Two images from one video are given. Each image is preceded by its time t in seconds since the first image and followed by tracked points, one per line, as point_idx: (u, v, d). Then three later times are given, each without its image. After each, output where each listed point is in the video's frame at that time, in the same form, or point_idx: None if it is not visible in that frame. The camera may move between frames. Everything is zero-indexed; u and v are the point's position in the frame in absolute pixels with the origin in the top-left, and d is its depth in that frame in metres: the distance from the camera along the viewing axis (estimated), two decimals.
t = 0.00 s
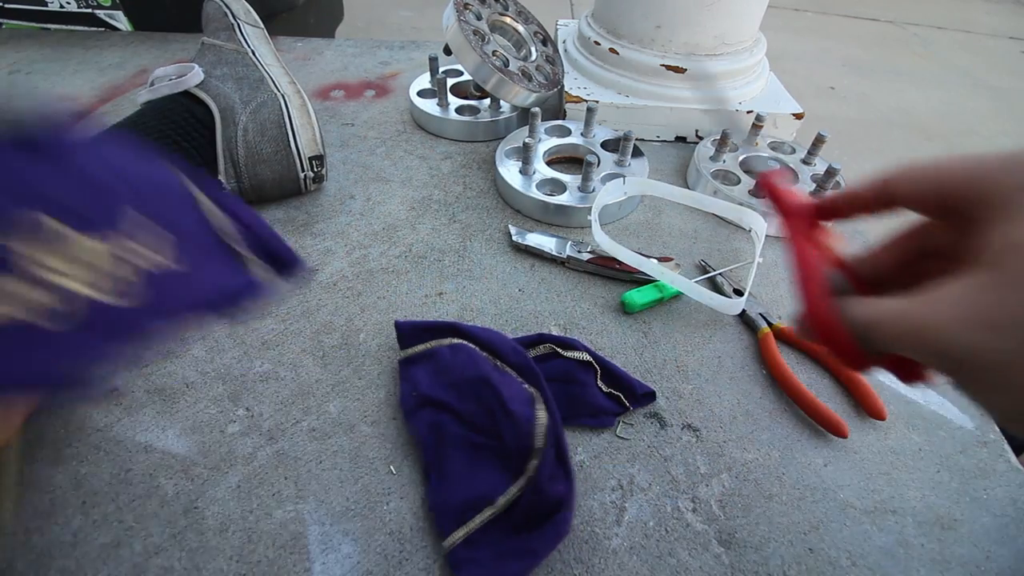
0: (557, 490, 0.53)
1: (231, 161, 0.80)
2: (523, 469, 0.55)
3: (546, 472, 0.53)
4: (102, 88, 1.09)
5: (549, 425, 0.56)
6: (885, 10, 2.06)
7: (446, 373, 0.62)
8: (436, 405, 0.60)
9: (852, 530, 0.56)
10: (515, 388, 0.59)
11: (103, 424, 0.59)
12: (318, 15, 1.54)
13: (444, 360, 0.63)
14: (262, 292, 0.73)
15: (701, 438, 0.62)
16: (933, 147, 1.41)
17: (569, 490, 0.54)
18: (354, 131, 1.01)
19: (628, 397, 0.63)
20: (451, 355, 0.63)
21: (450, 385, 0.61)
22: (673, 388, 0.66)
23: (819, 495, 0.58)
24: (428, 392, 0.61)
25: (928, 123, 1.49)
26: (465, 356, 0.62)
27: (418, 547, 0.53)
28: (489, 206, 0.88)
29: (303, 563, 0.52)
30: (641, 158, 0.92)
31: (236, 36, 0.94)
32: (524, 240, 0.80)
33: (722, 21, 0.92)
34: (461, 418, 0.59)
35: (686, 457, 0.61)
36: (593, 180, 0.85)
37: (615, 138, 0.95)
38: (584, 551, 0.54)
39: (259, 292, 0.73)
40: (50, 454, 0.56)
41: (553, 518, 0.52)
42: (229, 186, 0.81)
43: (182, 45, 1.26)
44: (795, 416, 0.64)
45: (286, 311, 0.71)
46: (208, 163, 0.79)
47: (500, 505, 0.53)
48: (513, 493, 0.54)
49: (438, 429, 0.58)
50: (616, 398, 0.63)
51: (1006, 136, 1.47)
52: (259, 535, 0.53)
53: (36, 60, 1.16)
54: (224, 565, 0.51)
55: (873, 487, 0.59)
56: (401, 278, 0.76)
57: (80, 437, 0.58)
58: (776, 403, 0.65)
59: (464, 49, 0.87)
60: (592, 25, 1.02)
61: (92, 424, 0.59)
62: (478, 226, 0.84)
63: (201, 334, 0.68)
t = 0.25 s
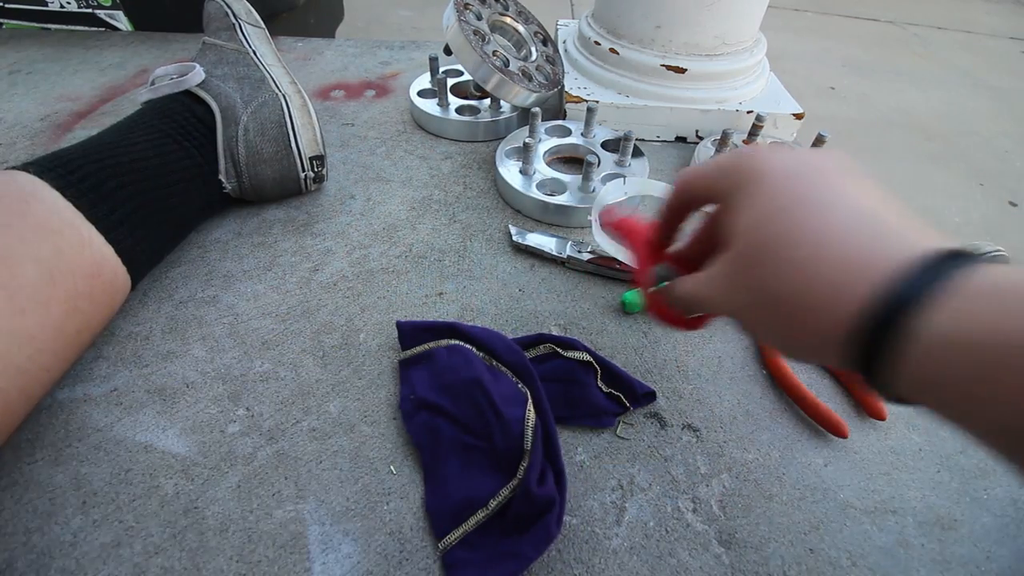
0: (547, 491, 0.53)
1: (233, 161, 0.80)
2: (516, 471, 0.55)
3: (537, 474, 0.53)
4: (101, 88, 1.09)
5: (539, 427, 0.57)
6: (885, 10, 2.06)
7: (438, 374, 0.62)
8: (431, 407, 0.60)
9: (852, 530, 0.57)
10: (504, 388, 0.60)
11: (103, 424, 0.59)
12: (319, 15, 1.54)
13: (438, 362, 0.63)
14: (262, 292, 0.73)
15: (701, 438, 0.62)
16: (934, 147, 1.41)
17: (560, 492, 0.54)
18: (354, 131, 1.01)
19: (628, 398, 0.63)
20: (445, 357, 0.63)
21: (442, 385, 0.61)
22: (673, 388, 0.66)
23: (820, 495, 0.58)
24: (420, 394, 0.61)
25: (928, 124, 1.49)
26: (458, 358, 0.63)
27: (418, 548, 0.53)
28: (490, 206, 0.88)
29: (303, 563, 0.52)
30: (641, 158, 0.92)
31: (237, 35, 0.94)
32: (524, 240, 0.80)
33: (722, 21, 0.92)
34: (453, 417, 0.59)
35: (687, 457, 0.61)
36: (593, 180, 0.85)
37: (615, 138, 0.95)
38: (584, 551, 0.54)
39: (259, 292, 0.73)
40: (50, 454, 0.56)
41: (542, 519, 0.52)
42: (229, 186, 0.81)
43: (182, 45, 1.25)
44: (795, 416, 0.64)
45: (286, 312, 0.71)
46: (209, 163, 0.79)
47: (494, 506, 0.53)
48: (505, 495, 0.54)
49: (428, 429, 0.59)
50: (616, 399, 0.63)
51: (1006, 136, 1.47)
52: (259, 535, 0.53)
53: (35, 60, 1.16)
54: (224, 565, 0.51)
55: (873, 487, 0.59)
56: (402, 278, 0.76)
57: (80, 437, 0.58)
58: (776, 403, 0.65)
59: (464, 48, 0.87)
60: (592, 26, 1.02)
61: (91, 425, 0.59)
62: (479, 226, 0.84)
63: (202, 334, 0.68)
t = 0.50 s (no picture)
0: (547, 491, 0.53)
1: (242, 153, 0.80)
2: (515, 470, 0.55)
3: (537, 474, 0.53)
4: (102, 88, 1.09)
5: (539, 428, 0.57)
6: (885, 11, 2.06)
7: (438, 375, 0.62)
8: (431, 407, 0.60)
9: (852, 531, 0.57)
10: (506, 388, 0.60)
11: (103, 424, 0.59)
12: (319, 15, 1.54)
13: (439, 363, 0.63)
14: (262, 292, 0.73)
15: (701, 438, 0.62)
16: (934, 148, 1.41)
17: (559, 493, 0.54)
18: (354, 131, 1.01)
19: (628, 398, 0.63)
20: (446, 359, 0.63)
21: (442, 387, 0.61)
22: (673, 389, 0.66)
23: (820, 495, 0.59)
24: (420, 396, 0.61)
25: (929, 124, 1.49)
26: (459, 359, 0.62)
27: (418, 548, 0.53)
28: (490, 206, 0.88)
29: (303, 563, 0.52)
30: (641, 158, 0.92)
31: (249, 32, 0.95)
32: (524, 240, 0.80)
33: (722, 21, 0.92)
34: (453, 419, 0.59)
35: (687, 457, 0.61)
36: (593, 180, 0.85)
37: (615, 138, 0.95)
38: (584, 552, 0.54)
39: (258, 291, 0.73)
40: (50, 454, 0.57)
41: (543, 519, 0.52)
42: (235, 177, 0.81)
43: (183, 45, 1.26)
44: (795, 417, 0.64)
45: (286, 312, 0.71)
46: (218, 155, 0.79)
47: (494, 505, 0.53)
48: (505, 495, 0.53)
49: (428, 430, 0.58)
50: (617, 399, 0.63)
51: (1006, 136, 1.47)
52: (259, 535, 0.53)
53: (36, 60, 1.16)
54: (224, 565, 0.51)
55: (873, 488, 0.59)
56: (402, 278, 0.76)
57: (80, 437, 0.58)
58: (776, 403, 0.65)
59: (464, 48, 0.87)
60: (591, 26, 1.02)
61: (91, 425, 0.59)
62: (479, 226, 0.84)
63: (202, 334, 0.68)
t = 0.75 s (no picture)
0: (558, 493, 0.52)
1: (242, 153, 0.80)
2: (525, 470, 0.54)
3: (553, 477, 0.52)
4: (102, 88, 1.09)
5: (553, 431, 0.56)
6: (885, 10, 2.06)
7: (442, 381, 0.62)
8: (439, 418, 0.59)
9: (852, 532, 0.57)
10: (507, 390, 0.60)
11: (103, 423, 0.59)
12: (319, 15, 1.54)
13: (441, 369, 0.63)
14: (262, 292, 0.73)
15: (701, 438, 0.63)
16: (934, 147, 1.41)
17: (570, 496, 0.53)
18: (354, 131, 1.01)
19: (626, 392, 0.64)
20: (446, 366, 0.63)
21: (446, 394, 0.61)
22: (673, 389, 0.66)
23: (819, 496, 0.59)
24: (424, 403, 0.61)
25: (929, 124, 1.49)
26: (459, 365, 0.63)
27: (418, 548, 0.53)
28: (490, 207, 0.88)
29: (303, 563, 0.52)
30: (642, 158, 0.92)
31: (248, 32, 0.96)
32: (524, 240, 0.80)
33: (722, 21, 0.92)
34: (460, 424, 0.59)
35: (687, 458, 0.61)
36: (593, 180, 0.85)
37: (616, 138, 0.95)
38: (584, 551, 0.54)
39: (258, 291, 0.73)
40: (50, 453, 0.57)
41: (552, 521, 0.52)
42: (236, 178, 0.81)
43: (183, 45, 1.26)
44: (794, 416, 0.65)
45: (286, 312, 0.71)
46: (219, 154, 0.79)
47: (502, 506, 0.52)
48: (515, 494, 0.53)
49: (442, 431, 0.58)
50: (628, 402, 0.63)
51: (1006, 136, 1.47)
52: (259, 535, 0.53)
53: (36, 60, 1.16)
54: (224, 565, 0.51)
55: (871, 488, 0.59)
56: (402, 278, 0.76)
57: (80, 437, 0.58)
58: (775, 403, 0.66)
59: (464, 48, 0.87)
60: (592, 26, 1.02)
61: (91, 424, 0.59)
62: (479, 226, 0.84)
63: (202, 334, 0.68)
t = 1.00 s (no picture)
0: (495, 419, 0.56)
1: (240, 154, 0.81)
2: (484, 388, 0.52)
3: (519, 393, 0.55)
4: (102, 89, 1.09)
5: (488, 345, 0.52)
6: (885, 10, 2.06)
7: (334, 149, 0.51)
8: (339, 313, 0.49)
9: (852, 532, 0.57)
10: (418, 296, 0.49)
11: (103, 424, 0.59)
12: (319, 15, 1.54)
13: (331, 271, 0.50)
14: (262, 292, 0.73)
15: (701, 438, 0.63)
16: (934, 147, 1.41)
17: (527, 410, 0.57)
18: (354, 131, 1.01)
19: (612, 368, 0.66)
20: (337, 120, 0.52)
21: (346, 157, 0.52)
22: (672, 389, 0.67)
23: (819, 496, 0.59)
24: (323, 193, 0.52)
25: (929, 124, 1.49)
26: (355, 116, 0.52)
27: (418, 548, 0.53)
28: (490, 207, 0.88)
29: (303, 563, 0.52)
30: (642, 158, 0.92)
31: (245, 32, 0.94)
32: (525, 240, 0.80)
33: (722, 21, 0.93)
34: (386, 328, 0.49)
35: (686, 457, 0.61)
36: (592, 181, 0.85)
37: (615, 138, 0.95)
38: (584, 551, 0.54)
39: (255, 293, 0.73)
40: (50, 454, 0.56)
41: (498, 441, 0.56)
42: (235, 179, 0.81)
43: (183, 45, 1.25)
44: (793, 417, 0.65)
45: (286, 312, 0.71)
46: (217, 156, 0.79)
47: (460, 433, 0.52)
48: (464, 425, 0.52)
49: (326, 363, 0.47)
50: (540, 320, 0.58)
51: (1007, 136, 1.47)
52: (259, 535, 0.53)
53: (36, 60, 1.16)
54: (223, 565, 0.51)
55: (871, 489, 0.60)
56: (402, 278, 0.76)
57: (80, 437, 0.58)
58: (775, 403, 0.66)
59: (465, 48, 0.87)
60: (592, 26, 1.02)
61: (91, 425, 0.59)
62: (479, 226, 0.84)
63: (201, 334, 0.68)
